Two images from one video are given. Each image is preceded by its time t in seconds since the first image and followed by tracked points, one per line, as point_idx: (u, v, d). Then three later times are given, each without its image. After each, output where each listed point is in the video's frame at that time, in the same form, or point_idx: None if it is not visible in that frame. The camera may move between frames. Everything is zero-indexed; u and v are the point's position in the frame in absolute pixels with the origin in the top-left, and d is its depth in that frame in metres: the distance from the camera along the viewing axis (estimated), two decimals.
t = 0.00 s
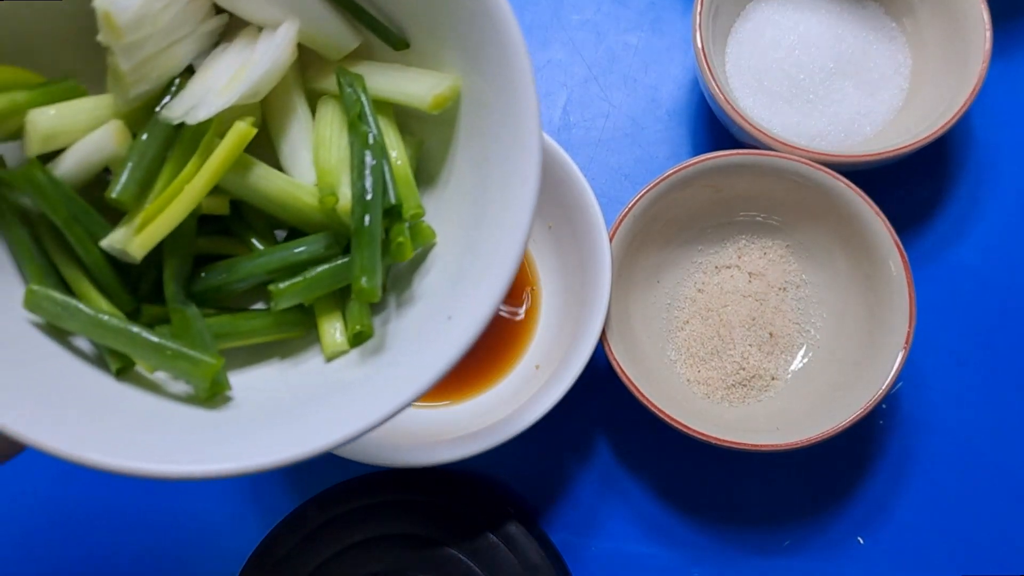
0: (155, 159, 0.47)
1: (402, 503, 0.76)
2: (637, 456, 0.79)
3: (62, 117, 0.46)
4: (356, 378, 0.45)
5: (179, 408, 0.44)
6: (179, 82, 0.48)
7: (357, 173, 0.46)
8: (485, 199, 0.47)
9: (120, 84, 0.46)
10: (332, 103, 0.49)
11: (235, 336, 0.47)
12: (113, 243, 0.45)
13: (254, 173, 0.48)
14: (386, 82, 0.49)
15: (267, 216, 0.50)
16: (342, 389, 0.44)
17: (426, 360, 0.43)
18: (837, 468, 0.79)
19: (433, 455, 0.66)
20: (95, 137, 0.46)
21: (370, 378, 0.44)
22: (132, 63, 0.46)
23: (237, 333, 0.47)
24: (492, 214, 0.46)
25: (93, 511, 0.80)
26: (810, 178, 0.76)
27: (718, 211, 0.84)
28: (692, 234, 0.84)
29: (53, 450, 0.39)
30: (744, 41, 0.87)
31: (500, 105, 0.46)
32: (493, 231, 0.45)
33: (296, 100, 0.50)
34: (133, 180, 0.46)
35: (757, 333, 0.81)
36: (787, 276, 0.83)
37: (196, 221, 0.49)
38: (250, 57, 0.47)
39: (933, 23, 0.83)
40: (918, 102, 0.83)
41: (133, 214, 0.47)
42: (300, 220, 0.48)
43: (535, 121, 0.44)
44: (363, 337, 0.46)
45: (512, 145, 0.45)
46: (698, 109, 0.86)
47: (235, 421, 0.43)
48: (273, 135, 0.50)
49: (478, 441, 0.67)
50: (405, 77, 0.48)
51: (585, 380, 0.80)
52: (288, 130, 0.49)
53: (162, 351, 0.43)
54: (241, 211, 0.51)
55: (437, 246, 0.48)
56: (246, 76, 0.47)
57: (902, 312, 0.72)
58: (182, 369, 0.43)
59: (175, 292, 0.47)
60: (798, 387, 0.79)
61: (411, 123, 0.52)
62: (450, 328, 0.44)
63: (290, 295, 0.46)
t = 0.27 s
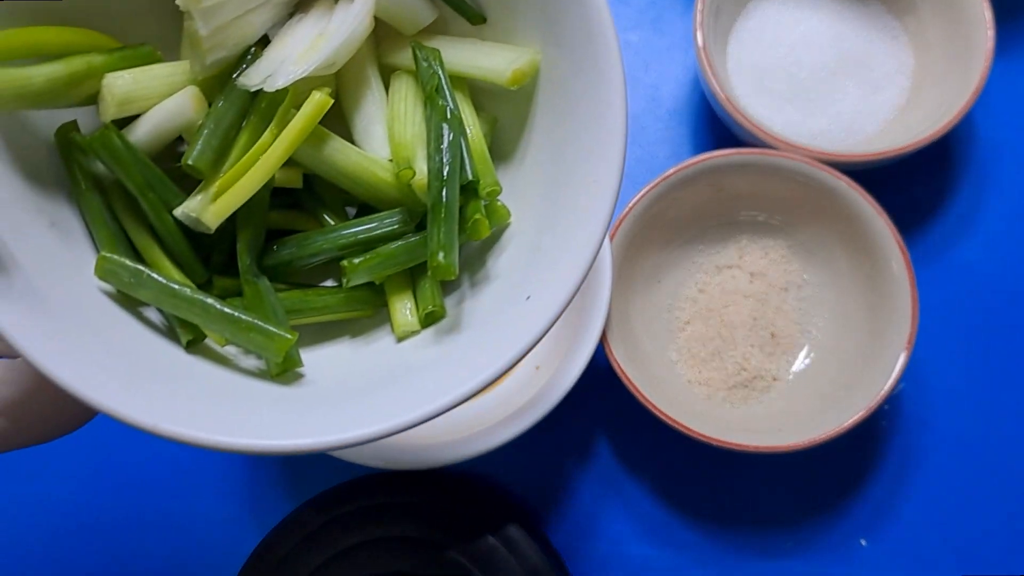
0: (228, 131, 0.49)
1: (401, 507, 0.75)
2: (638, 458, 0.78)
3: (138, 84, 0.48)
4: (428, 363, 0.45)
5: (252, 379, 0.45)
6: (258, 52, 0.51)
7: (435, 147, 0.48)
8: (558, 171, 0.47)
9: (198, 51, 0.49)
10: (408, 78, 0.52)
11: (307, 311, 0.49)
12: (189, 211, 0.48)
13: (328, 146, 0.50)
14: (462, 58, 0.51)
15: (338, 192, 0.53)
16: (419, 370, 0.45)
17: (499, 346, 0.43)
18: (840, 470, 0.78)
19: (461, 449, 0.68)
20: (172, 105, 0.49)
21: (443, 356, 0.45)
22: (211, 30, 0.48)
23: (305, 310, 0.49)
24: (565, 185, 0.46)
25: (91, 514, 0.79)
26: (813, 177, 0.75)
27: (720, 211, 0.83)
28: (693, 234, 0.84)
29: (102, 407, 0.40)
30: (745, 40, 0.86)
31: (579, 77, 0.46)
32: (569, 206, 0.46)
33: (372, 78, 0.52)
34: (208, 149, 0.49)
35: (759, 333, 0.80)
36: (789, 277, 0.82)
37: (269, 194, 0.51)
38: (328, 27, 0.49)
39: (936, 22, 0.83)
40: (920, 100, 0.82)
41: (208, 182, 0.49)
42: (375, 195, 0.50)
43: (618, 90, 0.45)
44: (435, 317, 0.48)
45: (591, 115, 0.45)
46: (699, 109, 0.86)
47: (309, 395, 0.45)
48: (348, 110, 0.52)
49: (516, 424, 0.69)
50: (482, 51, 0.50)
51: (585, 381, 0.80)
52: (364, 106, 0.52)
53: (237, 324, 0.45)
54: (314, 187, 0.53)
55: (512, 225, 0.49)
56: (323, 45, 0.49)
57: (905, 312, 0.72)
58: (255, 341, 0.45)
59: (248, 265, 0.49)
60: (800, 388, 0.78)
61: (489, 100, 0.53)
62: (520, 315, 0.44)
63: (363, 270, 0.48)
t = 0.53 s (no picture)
0: (262, 122, 0.50)
1: (399, 507, 0.75)
2: (638, 458, 0.78)
3: (173, 73, 0.48)
4: (467, 352, 0.45)
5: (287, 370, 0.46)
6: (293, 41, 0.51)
7: (470, 138, 0.48)
8: (596, 160, 0.48)
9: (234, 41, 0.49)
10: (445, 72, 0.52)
11: (340, 304, 0.50)
12: (223, 201, 0.48)
13: (363, 138, 0.50)
14: (502, 51, 0.51)
15: (372, 184, 0.53)
16: (462, 357, 0.45)
17: (534, 331, 0.43)
18: (840, 470, 0.78)
19: (466, 446, 0.68)
20: (207, 94, 0.49)
21: (482, 342, 0.45)
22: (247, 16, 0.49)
23: (337, 304, 0.50)
24: (601, 173, 0.47)
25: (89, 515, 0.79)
26: (814, 177, 0.75)
27: (720, 211, 0.83)
28: (694, 234, 0.83)
29: (137, 394, 0.39)
30: (745, 40, 0.86)
31: (615, 67, 0.47)
32: (609, 192, 0.46)
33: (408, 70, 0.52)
34: (242, 140, 0.49)
35: (759, 334, 0.80)
36: (789, 277, 0.82)
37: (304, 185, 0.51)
38: (365, 16, 0.49)
39: (936, 22, 0.83)
40: (921, 101, 0.82)
41: (242, 173, 0.49)
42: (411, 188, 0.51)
43: (653, 73, 0.45)
44: (469, 310, 0.48)
45: (628, 103, 0.46)
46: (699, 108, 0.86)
47: (346, 384, 0.44)
48: (382, 102, 0.52)
49: (530, 414, 0.69)
50: (522, 45, 0.50)
51: (585, 381, 0.79)
52: (400, 99, 0.52)
53: (273, 316, 0.46)
54: (347, 179, 0.53)
55: (549, 218, 0.50)
56: (361, 34, 0.49)
57: (905, 313, 0.71)
58: (289, 332, 0.46)
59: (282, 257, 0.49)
60: (800, 388, 0.78)
61: (527, 94, 0.54)
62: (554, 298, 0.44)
63: (397, 262, 0.48)
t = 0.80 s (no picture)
0: (268, 118, 0.49)
1: (399, 507, 0.75)
2: (638, 458, 0.78)
3: (180, 68, 0.48)
4: (476, 349, 0.45)
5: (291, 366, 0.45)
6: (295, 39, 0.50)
7: (476, 135, 0.48)
8: (603, 162, 0.47)
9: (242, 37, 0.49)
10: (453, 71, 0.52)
11: (345, 302, 0.49)
12: (229, 197, 0.48)
13: (369, 136, 0.50)
14: (510, 51, 0.51)
15: (380, 185, 0.53)
16: (471, 354, 0.45)
17: (547, 328, 0.43)
18: (840, 470, 0.78)
19: (466, 446, 0.68)
20: (213, 90, 0.49)
21: (491, 340, 0.45)
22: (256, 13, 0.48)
23: (342, 301, 0.49)
24: (609, 174, 0.47)
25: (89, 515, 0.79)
26: (814, 177, 0.75)
27: (720, 211, 0.83)
28: (693, 234, 0.83)
29: (140, 387, 0.39)
30: (745, 40, 0.86)
31: (624, 67, 0.46)
32: (616, 191, 0.46)
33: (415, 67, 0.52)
34: (249, 135, 0.48)
35: (759, 334, 0.80)
36: (789, 277, 0.82)
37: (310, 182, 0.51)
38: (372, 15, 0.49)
39: (936, 21, 0.83)
40: (921, 100, 0.82)
41: (248, 168, 0.49)
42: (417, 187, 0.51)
43: (661, 70, 0.45)
44: (475, 309, 0.48)
45: (638, 103, 0.46)
46: (699, 108, 0.86)
47: (351, 382, 0.44)
48: (389, 102, 0.52)
49: (529, 415, 0.69)
50: (532, 45, 0.50)
51: (585, 381, 0.79)
52: (407, 98, 0.52)
53: (277, 312, 0.46)
54: (354, 179, 0.53)
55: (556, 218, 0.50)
56: (368, 33, 0.49)
57: (905, 313, 0.71)
58: (293, 327, 0.45)
59: (287, 254, 0.49)
60: (800, 388, 0.78)
61: (536, 93, 0.54)
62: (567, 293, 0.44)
63: (403, 261, 0.48)
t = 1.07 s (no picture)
0: (190, 96, 0.48)
1: (398, 508, 0.75)
2: (638, 458, 0.78)
3: (92, 61, 0.48)
4: (397, 318, 0.44)
5: (220, 342, 0.45)
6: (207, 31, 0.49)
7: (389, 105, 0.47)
8: (512, 120, 0.47)
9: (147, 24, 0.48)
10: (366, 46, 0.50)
11: (276, 283, 0.48)
12: (150, 179, 0.47)
13: (280, 112, 0.49)
14: (407, 22, 0.50)
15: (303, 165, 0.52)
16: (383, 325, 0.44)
17: (464, 286, 0.43)
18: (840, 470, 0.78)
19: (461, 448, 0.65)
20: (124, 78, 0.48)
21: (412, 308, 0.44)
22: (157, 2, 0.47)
23: (274, 280, 0.48)
24: (518, 129, 0.46)
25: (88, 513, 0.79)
26: (812, 177, 0.75)
27: (719, 211, 0.83)
28: (693, 234, 0.83)
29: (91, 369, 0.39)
30: (745, 40, 0.86)
31: (522, 34, 0.46)
32: (527, 152, 0.45)
33: (325, 47, 0.51)
34: (163, 117, 0.47)
35: (759, 334, 0.80)
36: (789, 277, 0.82)
37: (230, 165, 0.50)
38: None
39: (936, 21, 0.83)
40: (921, 100, 0.82)
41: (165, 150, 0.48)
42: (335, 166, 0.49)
43: (557, 30, 0.44)
44: (406, 280, 0.46)
45: (539, 69, 0.45)
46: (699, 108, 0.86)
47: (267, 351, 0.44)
48: (303, 81, 0.51)
49: (529, 417, 0.65)
50: (430, 19, 0.49)
51: (585, 381, 0.79)
52: (319, 77, 0.50)
53: (201, 285, 0.45)
54: (275, 160, 0.52)
55: (476, 186, 0.48)
56: (269, 17, 0.48)
57: (905, 313, 0.71)
58: (219, 301, 0.45)
59: (213, 235, 0.48)
60: (800, 388, 0.78)
61: (438, 71, 0.53)
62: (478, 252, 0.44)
63: (328, 237, 0.47)
